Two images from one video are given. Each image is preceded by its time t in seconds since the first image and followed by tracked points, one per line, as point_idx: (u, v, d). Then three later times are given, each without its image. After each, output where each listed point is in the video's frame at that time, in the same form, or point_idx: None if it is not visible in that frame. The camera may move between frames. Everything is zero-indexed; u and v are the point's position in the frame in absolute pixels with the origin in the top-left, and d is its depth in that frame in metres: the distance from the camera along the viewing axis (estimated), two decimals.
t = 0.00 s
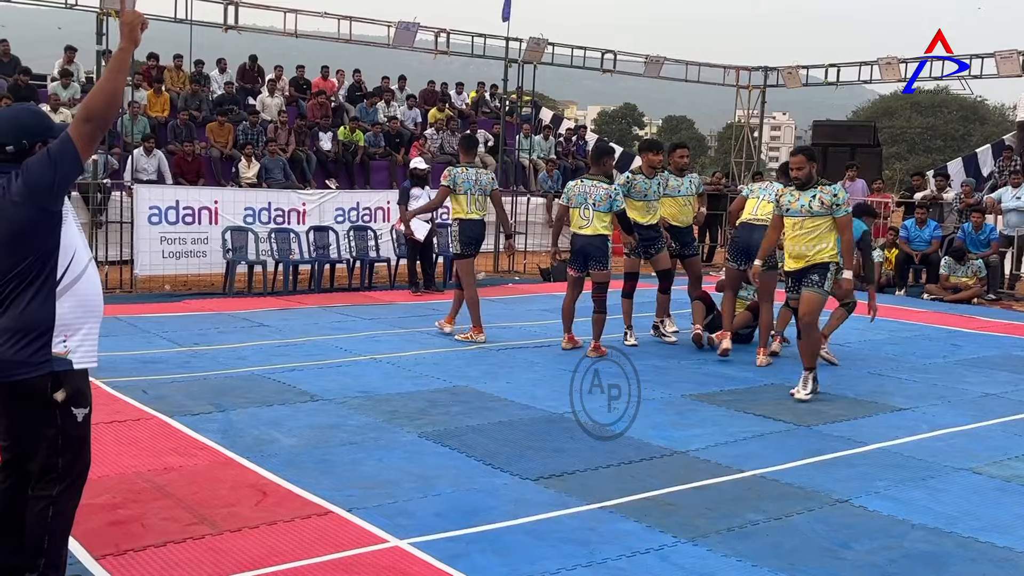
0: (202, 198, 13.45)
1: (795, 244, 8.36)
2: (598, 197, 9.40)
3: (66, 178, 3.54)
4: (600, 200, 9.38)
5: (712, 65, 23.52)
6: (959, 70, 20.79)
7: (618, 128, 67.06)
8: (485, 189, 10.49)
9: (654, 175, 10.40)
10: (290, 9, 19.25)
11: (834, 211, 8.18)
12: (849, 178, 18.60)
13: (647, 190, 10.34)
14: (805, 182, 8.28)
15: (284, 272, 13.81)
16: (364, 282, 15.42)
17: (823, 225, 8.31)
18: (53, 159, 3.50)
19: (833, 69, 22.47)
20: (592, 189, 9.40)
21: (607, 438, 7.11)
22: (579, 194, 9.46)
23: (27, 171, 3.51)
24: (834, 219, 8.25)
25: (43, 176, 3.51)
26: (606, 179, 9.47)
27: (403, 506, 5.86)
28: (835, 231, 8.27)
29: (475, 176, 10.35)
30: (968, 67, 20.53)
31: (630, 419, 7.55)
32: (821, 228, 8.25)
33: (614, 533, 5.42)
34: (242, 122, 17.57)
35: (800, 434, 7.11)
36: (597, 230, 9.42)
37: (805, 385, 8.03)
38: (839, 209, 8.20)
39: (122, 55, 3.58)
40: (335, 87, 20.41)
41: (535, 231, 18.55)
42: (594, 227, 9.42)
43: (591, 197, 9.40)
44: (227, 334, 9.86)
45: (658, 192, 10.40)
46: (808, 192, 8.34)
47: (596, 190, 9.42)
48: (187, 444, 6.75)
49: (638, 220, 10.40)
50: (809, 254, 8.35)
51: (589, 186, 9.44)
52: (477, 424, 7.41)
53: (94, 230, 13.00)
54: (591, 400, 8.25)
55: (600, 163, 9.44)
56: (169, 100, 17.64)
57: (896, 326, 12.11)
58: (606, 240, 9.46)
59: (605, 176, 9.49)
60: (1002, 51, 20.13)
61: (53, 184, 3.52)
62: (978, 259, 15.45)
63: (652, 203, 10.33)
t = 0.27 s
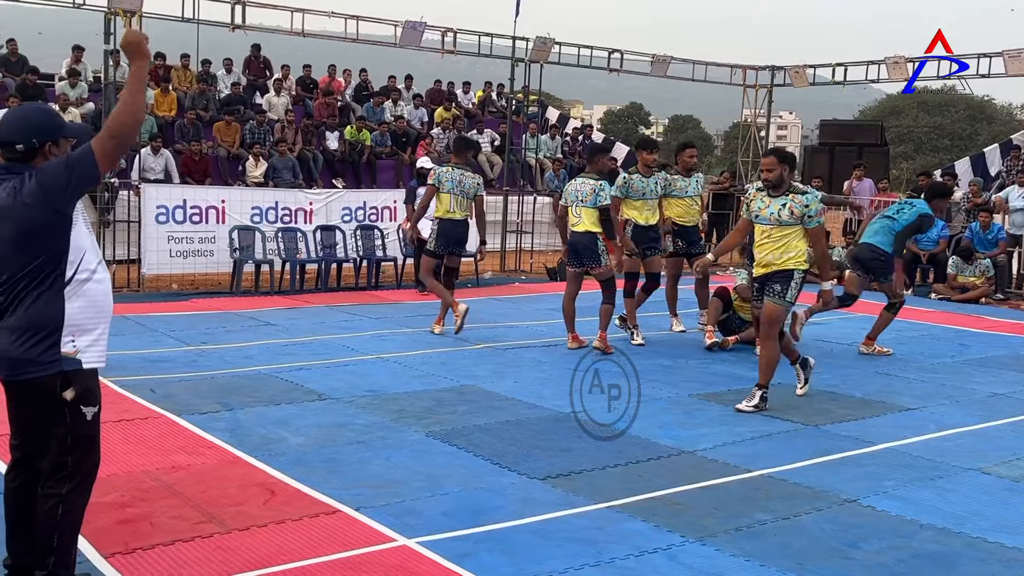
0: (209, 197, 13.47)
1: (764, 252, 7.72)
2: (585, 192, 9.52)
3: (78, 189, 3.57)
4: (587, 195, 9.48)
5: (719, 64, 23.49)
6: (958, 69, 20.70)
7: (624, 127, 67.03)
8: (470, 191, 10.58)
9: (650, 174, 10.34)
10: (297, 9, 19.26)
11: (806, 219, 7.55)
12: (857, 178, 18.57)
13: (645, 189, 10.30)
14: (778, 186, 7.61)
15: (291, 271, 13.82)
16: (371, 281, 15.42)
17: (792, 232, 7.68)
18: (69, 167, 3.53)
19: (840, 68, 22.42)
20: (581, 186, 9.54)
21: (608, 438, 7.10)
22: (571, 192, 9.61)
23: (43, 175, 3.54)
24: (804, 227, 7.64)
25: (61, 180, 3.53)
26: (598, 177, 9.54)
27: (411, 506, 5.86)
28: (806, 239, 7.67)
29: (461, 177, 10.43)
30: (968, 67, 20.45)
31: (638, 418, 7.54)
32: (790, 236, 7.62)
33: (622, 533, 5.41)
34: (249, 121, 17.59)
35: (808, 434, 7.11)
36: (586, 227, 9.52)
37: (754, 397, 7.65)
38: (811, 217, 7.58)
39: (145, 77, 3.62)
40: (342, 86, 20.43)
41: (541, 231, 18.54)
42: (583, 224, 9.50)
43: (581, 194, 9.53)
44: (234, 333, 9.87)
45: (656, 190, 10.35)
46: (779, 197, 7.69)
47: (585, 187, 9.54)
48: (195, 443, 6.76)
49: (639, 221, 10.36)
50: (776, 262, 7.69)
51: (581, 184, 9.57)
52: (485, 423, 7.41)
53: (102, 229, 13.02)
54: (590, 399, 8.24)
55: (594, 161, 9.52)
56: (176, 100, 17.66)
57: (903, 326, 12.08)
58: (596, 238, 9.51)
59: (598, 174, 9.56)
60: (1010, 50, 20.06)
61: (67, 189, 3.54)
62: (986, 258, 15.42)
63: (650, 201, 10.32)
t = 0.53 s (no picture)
0: (212, 197, 13.48)
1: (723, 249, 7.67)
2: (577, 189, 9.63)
3: (53, 252, 3.63)
4: (578, 193, 9.59)
5: (721, 64, 23.49)
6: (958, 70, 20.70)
7: (626, 127, 67.02)
8: (452, 187, 10.48)
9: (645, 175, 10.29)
10: (300, 9, 19.27)
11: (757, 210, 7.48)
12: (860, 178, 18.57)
13: (640, 189, 10.26)
14: (735, 179, 7.59)
15: (293, 271, 13.83)
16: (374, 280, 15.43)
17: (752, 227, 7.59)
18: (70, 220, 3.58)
19: (842, 68, 22.41)
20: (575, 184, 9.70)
21: (608, 438, 7.09)
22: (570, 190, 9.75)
23: (60, 199, 3.60)
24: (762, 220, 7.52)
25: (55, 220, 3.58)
26: (594, 175, 9.61)
27: (414, 506, 5.86)
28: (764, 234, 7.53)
29: (441, 172, 10.45)
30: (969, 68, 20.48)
31: (641, 418, 7.54)
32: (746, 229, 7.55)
33: (625, 533, 5.41)
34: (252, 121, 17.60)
35: (811, 434, 7.10)
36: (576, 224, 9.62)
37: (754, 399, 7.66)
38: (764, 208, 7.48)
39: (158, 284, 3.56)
40: (344, 86, 20.45)
41: (544, 231, 18.54)
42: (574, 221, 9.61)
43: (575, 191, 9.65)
44: (237, 333, 9.88)
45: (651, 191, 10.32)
46: (736, 191, 7.67)
47: (579, 185, 9.68)
48: (199, 443, 6.76)
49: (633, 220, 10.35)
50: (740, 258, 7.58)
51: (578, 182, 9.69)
52: (487, 423, 7.42)
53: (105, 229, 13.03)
54: (591, 399, 8.22)
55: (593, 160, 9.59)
56: (179, 99, 17.68)
57: (906, 326, 12.08)
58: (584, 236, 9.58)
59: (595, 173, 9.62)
60: (1012, 50, 20.06)
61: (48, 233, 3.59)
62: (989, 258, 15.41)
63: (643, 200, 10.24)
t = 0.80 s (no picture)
0: (207, 198, 13.46)
1: (663, 252, 7.35)
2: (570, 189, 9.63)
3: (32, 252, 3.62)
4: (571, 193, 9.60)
5: (717, 65, 23.50)
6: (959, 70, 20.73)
7: (621, 128, 67.08)
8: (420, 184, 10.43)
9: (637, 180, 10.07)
10: (296, 9, 19.24)
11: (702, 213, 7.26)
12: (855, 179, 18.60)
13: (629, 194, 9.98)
14: (676, 180, 7.31)
15: (289, 272, 13.82)
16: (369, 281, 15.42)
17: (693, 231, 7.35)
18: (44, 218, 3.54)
19: (839, 69, 22.42)
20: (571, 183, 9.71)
21: (607, 438, 7.09)
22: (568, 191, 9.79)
23: (48, 193, 3.58)
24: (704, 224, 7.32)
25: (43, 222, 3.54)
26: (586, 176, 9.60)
27: (410, 506, 5.86)
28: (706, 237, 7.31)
29: (409, 170, 10.47)
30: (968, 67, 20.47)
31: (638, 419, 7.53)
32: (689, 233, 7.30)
33: (621, 533, 5.42)
34: (247, 121, 17.57)
35: (806, 435, 7.11)
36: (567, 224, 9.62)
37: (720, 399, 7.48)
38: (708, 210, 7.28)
39: (14, 349, 3.53)
40: (340, 87, 20.43)
41: (540, 231, 18.53)
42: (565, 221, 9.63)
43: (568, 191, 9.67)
44: (233, 334, 9.86)
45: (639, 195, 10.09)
46: (676, 193, 7.40)
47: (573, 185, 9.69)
48: (194, 444, 6.75)
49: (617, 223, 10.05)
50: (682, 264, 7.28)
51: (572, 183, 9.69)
52: (484, 423, 7.42)
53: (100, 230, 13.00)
54: (591, 399, 8.20)
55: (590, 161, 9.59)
56: (174, 100, 17.64)
57: (902, 326, 12.09)
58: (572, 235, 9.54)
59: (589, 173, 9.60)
60: (1008, 51, 20.09)
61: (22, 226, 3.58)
62: (985, 258, 15.41)
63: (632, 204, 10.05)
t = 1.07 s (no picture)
0: (196, 199, 13.41)
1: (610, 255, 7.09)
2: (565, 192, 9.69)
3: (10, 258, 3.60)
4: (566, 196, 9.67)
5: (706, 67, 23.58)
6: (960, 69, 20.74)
7: (610, 129, 67.15)
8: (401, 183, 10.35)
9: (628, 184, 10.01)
10: (284, 11, 19.19)
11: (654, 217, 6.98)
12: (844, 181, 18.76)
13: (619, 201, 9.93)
14: (629, 182, 6.96)
15: (278, 274, 13.79)
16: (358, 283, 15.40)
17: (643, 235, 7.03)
18: (26, 239, 3.51)
19: (826, 71, 22.52)
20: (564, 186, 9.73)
21: (599, 439, 7.09)
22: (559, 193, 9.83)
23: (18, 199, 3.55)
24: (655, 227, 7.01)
25: (7, 229, 3.52)
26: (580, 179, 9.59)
27: (400, 508, 5.85)
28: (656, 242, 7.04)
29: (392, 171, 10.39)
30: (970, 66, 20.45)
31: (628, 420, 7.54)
32: (639, 237, 6.99)
33: (610, 535, 5.42)
34: (235, 123, 17.52)
35: (795, 436, 7.13)
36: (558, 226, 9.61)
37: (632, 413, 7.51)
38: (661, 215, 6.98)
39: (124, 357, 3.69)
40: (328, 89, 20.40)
41: (529, 233, 18.54)
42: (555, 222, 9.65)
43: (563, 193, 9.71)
44: (220, 336, 9.82)
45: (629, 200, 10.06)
46: (629, 194, 7.04)
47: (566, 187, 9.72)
48: (183, 446, 6.72)
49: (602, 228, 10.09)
50: (623, 267, 7.03)
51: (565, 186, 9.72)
52: (474, 425, 7.41)
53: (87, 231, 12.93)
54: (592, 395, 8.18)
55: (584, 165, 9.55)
56: (162, 101, 17.57)
57: (889, 327, 12.16)
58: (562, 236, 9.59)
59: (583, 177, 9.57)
60: (996, 53, 20.22)
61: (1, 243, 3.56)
62: (972, 259, 15.50)
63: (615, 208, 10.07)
